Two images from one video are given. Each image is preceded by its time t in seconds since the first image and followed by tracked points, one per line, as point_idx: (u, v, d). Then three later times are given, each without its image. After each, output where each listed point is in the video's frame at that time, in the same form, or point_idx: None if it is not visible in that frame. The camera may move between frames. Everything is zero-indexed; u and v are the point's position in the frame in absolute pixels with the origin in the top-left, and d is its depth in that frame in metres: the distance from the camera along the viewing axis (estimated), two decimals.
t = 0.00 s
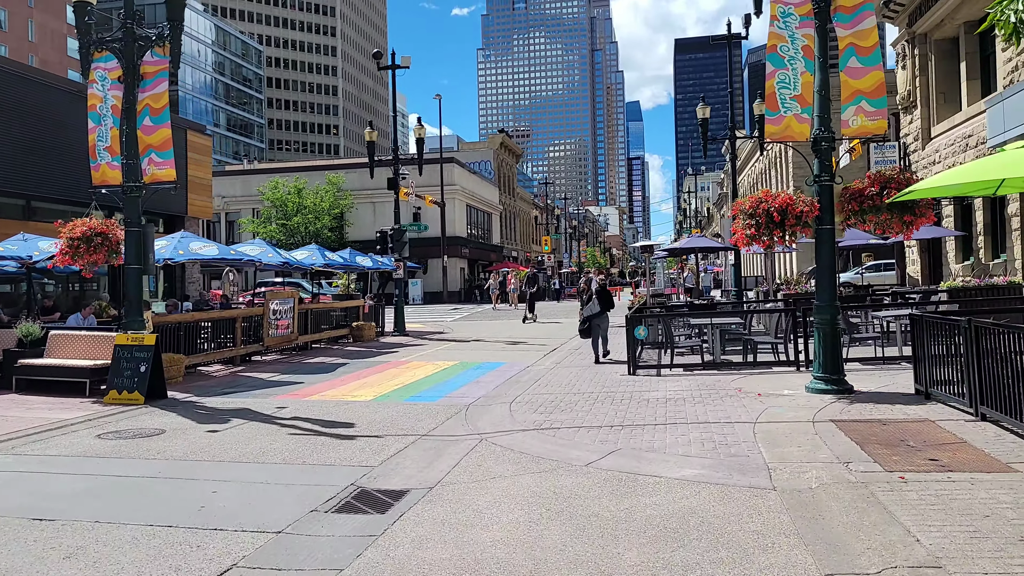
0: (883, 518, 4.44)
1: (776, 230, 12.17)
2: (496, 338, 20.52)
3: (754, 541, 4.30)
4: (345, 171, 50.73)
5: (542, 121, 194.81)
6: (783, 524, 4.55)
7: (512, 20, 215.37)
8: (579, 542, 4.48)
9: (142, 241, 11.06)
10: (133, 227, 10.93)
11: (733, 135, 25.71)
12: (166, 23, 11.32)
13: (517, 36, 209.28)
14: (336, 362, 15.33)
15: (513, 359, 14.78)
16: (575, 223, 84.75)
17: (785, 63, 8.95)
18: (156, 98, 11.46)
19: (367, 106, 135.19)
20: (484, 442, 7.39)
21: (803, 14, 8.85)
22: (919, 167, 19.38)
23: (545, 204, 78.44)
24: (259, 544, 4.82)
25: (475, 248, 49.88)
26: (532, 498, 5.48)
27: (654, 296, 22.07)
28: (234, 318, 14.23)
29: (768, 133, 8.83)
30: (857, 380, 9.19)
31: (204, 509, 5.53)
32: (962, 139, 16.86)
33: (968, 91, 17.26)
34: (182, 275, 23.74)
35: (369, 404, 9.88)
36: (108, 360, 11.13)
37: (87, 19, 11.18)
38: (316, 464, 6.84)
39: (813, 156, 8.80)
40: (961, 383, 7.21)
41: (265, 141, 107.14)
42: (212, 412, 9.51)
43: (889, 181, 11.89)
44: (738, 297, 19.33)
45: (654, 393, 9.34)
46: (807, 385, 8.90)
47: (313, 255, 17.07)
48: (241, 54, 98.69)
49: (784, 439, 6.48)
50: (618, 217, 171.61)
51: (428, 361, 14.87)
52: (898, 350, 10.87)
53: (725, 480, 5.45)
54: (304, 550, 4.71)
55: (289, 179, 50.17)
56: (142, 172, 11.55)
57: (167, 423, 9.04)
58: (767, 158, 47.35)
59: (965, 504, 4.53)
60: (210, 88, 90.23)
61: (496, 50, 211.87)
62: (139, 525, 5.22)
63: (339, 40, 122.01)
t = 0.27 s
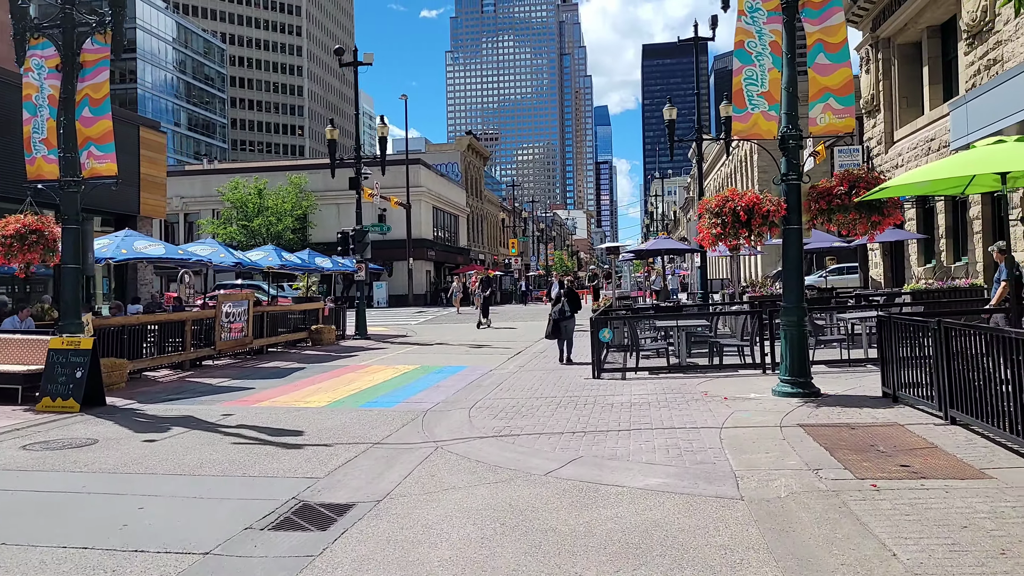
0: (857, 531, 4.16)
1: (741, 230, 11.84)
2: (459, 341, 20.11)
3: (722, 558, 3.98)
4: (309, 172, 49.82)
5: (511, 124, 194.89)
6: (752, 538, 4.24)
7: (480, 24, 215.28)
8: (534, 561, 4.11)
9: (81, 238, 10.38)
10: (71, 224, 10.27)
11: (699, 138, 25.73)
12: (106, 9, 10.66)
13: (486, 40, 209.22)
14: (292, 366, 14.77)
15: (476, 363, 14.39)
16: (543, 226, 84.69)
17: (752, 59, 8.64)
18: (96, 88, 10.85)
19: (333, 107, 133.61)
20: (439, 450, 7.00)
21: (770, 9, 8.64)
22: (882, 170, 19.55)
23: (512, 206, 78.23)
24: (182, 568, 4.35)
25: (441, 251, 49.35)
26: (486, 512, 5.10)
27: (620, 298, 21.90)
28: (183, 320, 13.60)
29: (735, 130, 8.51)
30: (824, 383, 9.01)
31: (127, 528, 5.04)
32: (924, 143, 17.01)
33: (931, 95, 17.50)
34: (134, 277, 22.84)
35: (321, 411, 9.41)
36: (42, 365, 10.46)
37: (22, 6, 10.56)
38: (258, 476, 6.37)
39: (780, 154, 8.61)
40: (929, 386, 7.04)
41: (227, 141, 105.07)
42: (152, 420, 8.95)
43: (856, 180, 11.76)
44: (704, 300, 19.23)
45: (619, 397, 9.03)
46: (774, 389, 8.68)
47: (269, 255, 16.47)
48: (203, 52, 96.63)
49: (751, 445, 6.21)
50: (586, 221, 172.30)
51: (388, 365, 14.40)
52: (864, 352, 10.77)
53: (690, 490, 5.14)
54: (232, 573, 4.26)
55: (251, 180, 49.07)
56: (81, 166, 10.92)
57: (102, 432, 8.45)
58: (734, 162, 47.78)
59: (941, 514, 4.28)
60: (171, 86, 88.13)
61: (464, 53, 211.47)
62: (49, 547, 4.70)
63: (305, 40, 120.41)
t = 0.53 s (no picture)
0: (842, 564, 3.85)
1: (713, 235, 11.78)
2: (427, 349, 19.66)
3: None
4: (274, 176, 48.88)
5: (481, 129, 194.66)
6: (730, 573, 3.91)
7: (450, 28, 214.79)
8: None
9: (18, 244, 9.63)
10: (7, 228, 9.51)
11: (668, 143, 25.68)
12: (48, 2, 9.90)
13: (456, 44, 208.89)
14: (250, 377, 14.18)
15: (442, 372, 13.96)
16: (513, 231, 84.50)
17: (722, 60, 8.45)
18: (35, 84, 10.20)
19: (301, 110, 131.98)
20: (398, 470, 6.57)
21: (741, 10, 8.37)
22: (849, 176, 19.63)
23: (482, 211, 77.89)
24: None
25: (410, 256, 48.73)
26: (444, 543, 4.70)
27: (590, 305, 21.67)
28: (133, 329, 12.95)
29: (706, 133, 8.28)
30: (798, 394, 8.78)
31: (42, 568, 4.52)
32: (891, 149, 17.07)
33: (897, 102, 17.59)
34: (86, 283, 21.93)
35: (275, 426, 8.90)
36: None
37: None
38: (199, 502, 5.87)
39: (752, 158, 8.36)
40: (906, 398, 6.80)
41: (191, 143, 102.89)
42: (92, 438, 8.36)
43: (831, 185, 11.77)
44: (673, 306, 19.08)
45: (588, 410, 8.69)
46: (747, 401, 8.42)
47: (227, 260, 15.84)
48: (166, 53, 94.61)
49: (727, 463, 5.91)
50: (556, 226, 172.58)
51: (351, 375, 13.89)
52: (836, 359, 10.60)
53: (663, 517, 4.80)
54: None
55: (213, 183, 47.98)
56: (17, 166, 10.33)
57: (35, 452, 7.85)
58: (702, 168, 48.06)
59: (930, 543, 3.99)
60: (132, 88, 86.04)
61: (434, 57, 210.75)
62: None
63: (272, 42, 118.74)
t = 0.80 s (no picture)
0: None
1: (695, 237, 11.48)
2: (400, 354, 19.19)
3: None
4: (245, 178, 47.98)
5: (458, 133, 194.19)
6: None
7: (427, 32, 214.25)
8: None
9: None
10: None
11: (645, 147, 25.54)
12: None
13: (433, 49, 208.39)
14: (215, 384, 13.61)
15: (415, 378, 13.53)
16: (490, 235, 84.10)
17: (704, 58, 8.13)
18: None
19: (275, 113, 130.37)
20: (364, 484, 6.15)
21: (724, 6, 8.16)
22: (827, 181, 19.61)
23: (458, 216, 77.43)
24: None
25: (385, 261, 48.13)
26: (412, 567, 4.31)
27: (567, 309, 21.38)
28: (90, 335, 12.34)
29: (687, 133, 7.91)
30: (781, 401, 8.51)
31: None
32: (868, 154, 17.04)
33: (875, 107, 17.58)
34: (45, 286, 21.09)
35: (236, 437, 8.42)
36: None
37: None
38: (144, 522, 5.40)
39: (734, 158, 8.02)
40: (896, 405, 6.53)
41: (161, 145, 101.00)
42: (36, 452, 7.81)
43: (817, 187, 11.37)
44: (651, 310, 18.85)
45: (565, 418, 8.33)
46: (729, 409, 8.11)
47: (191, 263, 15.26)
48: (136, 53, 92.84)
49: (713, 475, 5.59)
50: (533, 231, 172.68)
51: (320, 382, 13.39)
52: (819, 365, 10.37)
53: (648, 535, 4.47)
54: None
55: (182, 185, 46.93)
56: None
57: None
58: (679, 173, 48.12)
59: (935, 565, 3.70)
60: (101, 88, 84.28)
61: (411, 61, 210.01)
62: None
63: (246, 44, 117.23)
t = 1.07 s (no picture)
0: None
1: (687, 250, 11.01)
2: (381, 369, 18.71)
3: None
4: (226, 190, 47.34)
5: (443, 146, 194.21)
6: None
7: (412, 46, 214.72)
8: None
9: None
10: None
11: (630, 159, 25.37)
12: None
13: (418, 62, 208.78)
14: (186, 402, 13.09)
15: (396, 396, 13.09)
16: (475, 248, 83.77)
17: (695, 65, 7.86)
18: None
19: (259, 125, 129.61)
20: (336, 515, 5.74)
21: (715, 12, 7.88)
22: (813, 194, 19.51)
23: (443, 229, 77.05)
24: None
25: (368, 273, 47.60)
26: None
27: (553, 324, 21.02)
28: (54, 352, 11.80)
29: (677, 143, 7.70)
30: (775, 421, 8.18)
31: None
32: (855, 167, 16.94)
33: (860, 120, 17.51)
34: (14, 300, 20.41)
35: (203, 461, 7.96)
36: None
37: None
38: (91, 561, 4.94)
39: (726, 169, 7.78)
40: (896, 427, 6.21)
41: (142, 157, 99.85)
42: None
43: (812, 200, 10.40)
44: (638, 325, 18.56)
45: (550, 440, 7.95)
46: (722, 429, 7.78)
47: (164, 277, 14.76)
48: (118, 64, 91.94)
49: (708, 505, 5.24)
50: (518, 243, 172.52)
51: (297, 401, 12.89)
52: (811, 382, 10.06)
53: None
54: None
55: (161, 197, 46.22)
56: None
57: None
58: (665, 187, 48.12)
59: None
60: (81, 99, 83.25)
61: (396, 74, 210.21)
62: None
63: (229, 55, 116.61)
